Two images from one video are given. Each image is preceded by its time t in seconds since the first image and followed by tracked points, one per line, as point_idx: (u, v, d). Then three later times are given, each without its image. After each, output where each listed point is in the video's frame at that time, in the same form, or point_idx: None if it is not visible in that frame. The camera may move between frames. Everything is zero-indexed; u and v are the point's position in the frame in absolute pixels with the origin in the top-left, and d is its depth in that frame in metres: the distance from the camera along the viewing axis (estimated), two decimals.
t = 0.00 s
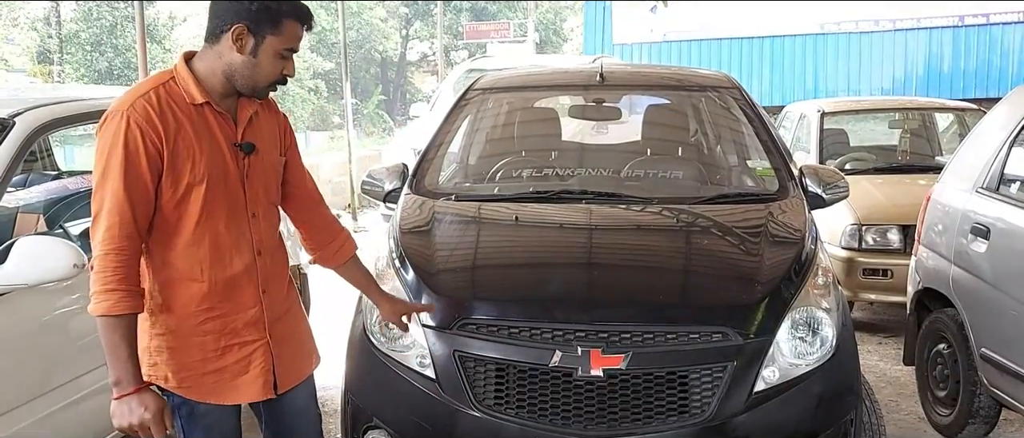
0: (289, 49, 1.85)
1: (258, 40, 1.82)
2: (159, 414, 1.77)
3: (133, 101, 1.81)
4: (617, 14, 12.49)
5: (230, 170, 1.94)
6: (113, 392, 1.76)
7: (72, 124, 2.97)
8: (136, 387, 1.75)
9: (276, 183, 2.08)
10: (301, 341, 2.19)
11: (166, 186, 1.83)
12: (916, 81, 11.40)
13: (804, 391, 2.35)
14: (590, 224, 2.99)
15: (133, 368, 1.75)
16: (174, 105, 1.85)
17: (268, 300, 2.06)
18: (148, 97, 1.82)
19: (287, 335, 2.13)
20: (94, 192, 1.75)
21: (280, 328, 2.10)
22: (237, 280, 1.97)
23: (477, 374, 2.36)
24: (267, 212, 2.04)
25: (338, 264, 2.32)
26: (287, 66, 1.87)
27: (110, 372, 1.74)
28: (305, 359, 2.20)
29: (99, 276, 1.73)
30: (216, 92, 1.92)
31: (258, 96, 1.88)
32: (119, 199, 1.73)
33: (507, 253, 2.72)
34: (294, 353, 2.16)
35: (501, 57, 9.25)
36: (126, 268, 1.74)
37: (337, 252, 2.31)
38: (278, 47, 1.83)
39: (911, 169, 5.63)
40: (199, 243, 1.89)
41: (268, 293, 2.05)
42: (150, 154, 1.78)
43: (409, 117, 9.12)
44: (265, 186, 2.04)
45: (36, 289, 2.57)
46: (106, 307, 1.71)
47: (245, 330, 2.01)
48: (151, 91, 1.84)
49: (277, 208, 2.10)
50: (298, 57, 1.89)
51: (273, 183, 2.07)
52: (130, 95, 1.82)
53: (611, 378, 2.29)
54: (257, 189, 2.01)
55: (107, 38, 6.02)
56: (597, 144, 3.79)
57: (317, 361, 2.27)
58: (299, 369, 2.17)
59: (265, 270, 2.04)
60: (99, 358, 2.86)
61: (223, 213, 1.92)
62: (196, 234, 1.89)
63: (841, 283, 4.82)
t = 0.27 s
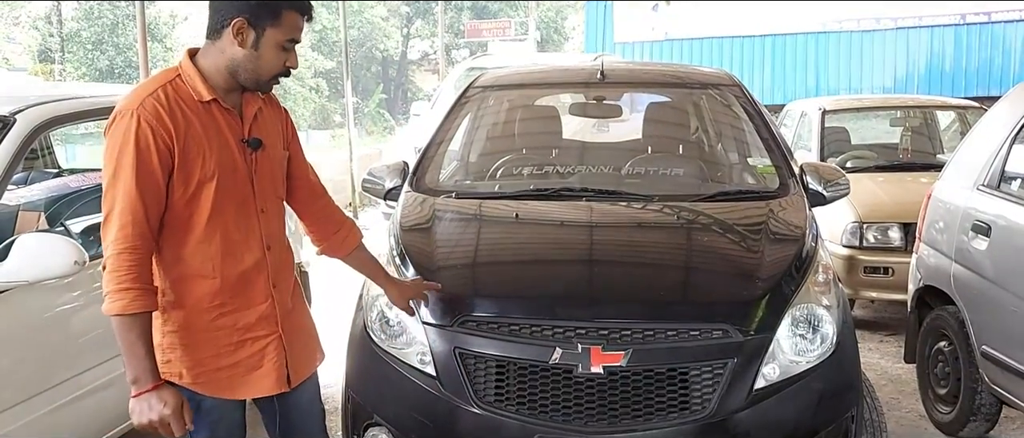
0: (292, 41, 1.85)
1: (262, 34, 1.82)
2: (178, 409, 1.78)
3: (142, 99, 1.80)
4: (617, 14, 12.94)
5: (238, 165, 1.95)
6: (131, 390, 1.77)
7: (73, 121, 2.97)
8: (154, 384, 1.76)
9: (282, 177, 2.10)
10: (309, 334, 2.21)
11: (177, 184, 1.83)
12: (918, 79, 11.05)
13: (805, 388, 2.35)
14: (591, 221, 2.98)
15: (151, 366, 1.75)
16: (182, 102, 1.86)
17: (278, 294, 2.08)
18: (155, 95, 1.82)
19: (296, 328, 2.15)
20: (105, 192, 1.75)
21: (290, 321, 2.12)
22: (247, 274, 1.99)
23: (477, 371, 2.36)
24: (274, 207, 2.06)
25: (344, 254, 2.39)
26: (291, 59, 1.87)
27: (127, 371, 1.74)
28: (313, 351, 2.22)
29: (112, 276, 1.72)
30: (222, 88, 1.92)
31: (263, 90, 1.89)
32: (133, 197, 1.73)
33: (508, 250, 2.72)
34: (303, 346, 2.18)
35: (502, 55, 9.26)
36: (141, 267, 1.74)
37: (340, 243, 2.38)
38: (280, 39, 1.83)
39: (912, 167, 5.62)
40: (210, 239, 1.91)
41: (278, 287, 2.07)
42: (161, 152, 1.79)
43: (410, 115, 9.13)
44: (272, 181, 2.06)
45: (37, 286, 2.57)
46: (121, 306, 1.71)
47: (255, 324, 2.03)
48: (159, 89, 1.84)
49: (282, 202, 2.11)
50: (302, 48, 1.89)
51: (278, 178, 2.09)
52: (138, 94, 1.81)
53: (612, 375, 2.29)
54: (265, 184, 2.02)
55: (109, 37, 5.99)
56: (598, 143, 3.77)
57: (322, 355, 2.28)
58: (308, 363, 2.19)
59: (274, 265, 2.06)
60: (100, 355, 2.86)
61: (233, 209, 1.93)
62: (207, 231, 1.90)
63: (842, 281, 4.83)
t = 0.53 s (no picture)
0: (306, 39, 1.85)
1: (278, 34, 1.82)
2: (188, 403, 1.79)
3: (156, 95, 1.81)
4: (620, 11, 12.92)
5: (249, 163, 1.95)
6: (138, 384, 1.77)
7: (74, 119, 2.97)
8: (164, 378, 1.76)
9: (291, 176, 2.10)
10: (315, 333, 2.21)
11: (188, 180, 1.83)
12: (918, 78, 10.96)
13: (805, 387, 2.35)
14: (592, 219, 2.98)
15: (160, 360, 1.75)
16: (194, 99, 1.86)
17: (285, 293, 2.07)
18: (169, 91, 1.83)
19: (302, 327, 2.15)
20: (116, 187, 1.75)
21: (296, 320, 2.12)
22: (255, 273, 1.99)
23: (478, 369, 2.36)
24: (284, 206, 2.06)
25: (353, 252, 2.34)
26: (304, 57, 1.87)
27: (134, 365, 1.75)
28: (319, 350, 2.22)
29: (121, 271, 1.72)
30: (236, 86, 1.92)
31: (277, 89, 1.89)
32: (143, 192, 1.73)
33: (508, 249, 2.72)
34: (309, 345, 2.18)
35: (503, 54, 9.25)
36: (150, 262, 1.74)
37: (349, 241, 2.33)
38: (295, 37, 1.83)
39: (914, 166, 5.62)
40: (218, 236, 1.90)
41: (285, 285, 2.06)
42: (172, 148, 1.79)
43: (410, 114, 9.13)
44: (282, 179, 2.05)
45: (37, 283, 2.56)
46: (129, 301, 1.71)
47: (262, 322, 2.02)
48: (172, 85, 1.84)
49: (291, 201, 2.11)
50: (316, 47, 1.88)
51: (288, 177, 2.09)
52: (152, 89, 1.82)
53: (612, 373, 2.29)
54: (275, 183, 2.02)
55: (109, 36, 6.01)
56: (598, 140, 3.82)
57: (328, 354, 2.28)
58: (312, 361, 2.19)
59: (282, 264, 2.05)
60: (100, 352, 2.86)
61: (242, 207, 1.93)
62: (216, 228, 1.90)
63: (842, 279, 4.83)
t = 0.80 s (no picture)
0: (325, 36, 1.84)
1: (302, 33, 1.82)
2: (186, 403, 1.77)
3: (179, 92, 1.80)
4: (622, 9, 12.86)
5: (267, 164, 1.93)
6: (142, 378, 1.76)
7: (76, 118, 2.98)
8: (166, 374, 1.75)
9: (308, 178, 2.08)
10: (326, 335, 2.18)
11: (206, 178, 1.83)
12: (918, 79, 11.32)
13: (805, 386, 2.35)
14: (593, 219, 2.99)
15: (164, 357, 1.74)
16: (216, 97, 1.85)
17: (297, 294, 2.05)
18: (191, 89, 1.82)
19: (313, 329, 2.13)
20: (135, 182, 1.75)
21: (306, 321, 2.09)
22: (269, 272, 1.97)
23: (478, 369, 2.36)
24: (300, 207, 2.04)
25: (380, 249, 2.35)
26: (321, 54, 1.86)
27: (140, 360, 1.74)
28: (330, 351, 2.20)
29: (135, 265, 1.72)
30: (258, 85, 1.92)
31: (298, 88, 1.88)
32: (162, 188, 1.73)
33: (509, 248, 2.72)
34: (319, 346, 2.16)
35: (505, 54, 9.26)
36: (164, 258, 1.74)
37: (372, 239, 2.33)
38: (313, 34, 1.82)
39: (915, 166, 5.62)
40: (234, 235, 1.89)
41: (297, 286, 2.05)
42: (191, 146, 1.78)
43: (412, 114, 9.15)
44: (300, 181, 2.04)
45: (38, 282, 2.57)
46: (142, 294, 1.71)
47: (274, 322, 2.01)
48: (195, 83, 1.84)
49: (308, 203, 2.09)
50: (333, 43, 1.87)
51: (306, 178, 2.07)
52: (174, 86, 1.82)
53: (612, 373, 2.29)
54: (293, 184, 2.01)
55: (111, 36, 6.04)
56: (601, 140, 3.80)
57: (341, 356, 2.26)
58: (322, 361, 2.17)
59: (295, 264, 2.04)
60: (102, 351, 2.87)
61: (259, 206, 1.92)
62: (233, 226, 1.89)
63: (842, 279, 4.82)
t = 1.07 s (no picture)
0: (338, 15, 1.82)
1: (314, 12, 1.82)
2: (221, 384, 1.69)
3: (208, 87, 1.80)
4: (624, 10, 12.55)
5: (299, 158, 1.89)
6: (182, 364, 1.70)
7: (78, 118, 2.98)
8: (202, 357, 1.68)
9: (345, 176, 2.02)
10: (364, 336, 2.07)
11: (234, 169, 1.80)
12: (921, 77, 11.38)
13: (808, 387, 2.35)
14: (594, 219, 2.98)
15: (204, 340, 1.69)
16: (248, 91, 1.84)
17: (332, 292, 1.97)
18: (223, 82, 1.82)
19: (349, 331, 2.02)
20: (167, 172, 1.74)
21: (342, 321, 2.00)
22: (301, 268, 1.90)
23: (480, 369, 2.36)
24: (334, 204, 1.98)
25: (410, 261, 2.20)
26: (327, 29, 1.85)
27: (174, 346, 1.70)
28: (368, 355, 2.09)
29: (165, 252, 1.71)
30: (289, 81, 1.90)
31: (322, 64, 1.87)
32: (190, 176, 1.72)
33: (511, 249, 2.72)
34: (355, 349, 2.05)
35: (506, 54, 9.26)
36: (192, 246, 1.72)
37: (404, 250, 2.19)
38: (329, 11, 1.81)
39: (917, 166, 5.61)
40: (264, 228, 1.84)
41: (331, 283, 1.96)
42: (219, 136, 1.76)
43: (413, 114, 9.14)
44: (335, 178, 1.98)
45: (39, 282, 2.57)
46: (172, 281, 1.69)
47: (305, 319, 1.92)
48: (227, 77, 1.83)
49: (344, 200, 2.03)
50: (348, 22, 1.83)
51: (341, 176, 2.01)
52: (206, 80, 1.82)
53: (614, 374, 2.29)
54: (326, 179, 1.95)
55: (112, 36, 5.94)
56: (601, 140, 3.82)
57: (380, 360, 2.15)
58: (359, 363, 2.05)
59: (330, 262, 1.96)
60: (105, 352, 2.87)
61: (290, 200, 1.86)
62: (262, 219, 1.84)
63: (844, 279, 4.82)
